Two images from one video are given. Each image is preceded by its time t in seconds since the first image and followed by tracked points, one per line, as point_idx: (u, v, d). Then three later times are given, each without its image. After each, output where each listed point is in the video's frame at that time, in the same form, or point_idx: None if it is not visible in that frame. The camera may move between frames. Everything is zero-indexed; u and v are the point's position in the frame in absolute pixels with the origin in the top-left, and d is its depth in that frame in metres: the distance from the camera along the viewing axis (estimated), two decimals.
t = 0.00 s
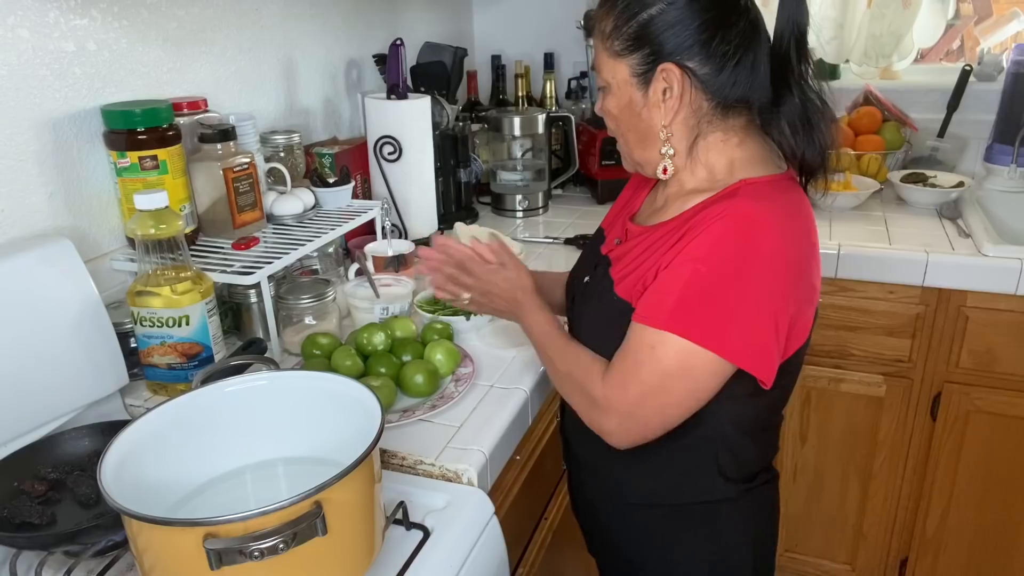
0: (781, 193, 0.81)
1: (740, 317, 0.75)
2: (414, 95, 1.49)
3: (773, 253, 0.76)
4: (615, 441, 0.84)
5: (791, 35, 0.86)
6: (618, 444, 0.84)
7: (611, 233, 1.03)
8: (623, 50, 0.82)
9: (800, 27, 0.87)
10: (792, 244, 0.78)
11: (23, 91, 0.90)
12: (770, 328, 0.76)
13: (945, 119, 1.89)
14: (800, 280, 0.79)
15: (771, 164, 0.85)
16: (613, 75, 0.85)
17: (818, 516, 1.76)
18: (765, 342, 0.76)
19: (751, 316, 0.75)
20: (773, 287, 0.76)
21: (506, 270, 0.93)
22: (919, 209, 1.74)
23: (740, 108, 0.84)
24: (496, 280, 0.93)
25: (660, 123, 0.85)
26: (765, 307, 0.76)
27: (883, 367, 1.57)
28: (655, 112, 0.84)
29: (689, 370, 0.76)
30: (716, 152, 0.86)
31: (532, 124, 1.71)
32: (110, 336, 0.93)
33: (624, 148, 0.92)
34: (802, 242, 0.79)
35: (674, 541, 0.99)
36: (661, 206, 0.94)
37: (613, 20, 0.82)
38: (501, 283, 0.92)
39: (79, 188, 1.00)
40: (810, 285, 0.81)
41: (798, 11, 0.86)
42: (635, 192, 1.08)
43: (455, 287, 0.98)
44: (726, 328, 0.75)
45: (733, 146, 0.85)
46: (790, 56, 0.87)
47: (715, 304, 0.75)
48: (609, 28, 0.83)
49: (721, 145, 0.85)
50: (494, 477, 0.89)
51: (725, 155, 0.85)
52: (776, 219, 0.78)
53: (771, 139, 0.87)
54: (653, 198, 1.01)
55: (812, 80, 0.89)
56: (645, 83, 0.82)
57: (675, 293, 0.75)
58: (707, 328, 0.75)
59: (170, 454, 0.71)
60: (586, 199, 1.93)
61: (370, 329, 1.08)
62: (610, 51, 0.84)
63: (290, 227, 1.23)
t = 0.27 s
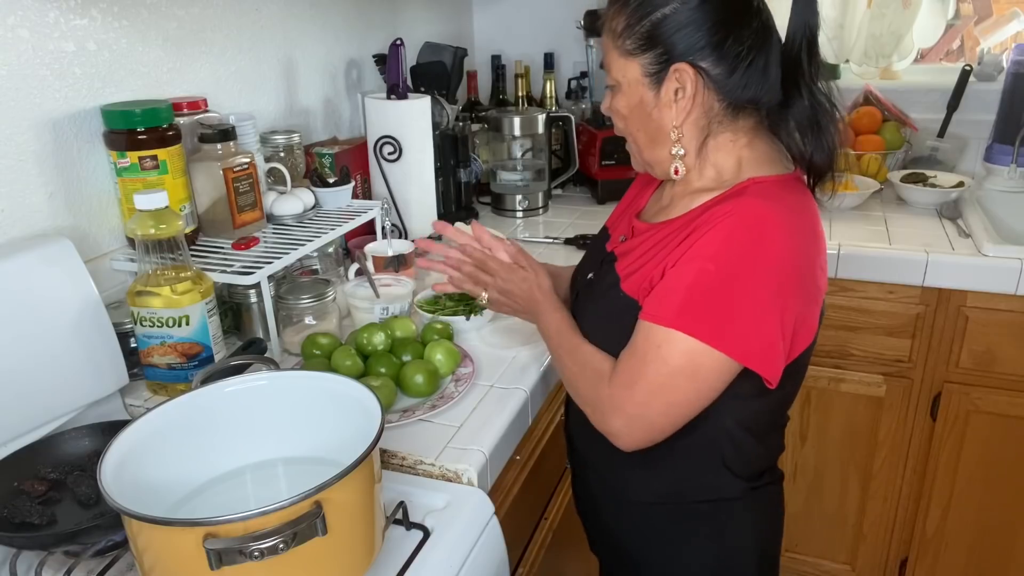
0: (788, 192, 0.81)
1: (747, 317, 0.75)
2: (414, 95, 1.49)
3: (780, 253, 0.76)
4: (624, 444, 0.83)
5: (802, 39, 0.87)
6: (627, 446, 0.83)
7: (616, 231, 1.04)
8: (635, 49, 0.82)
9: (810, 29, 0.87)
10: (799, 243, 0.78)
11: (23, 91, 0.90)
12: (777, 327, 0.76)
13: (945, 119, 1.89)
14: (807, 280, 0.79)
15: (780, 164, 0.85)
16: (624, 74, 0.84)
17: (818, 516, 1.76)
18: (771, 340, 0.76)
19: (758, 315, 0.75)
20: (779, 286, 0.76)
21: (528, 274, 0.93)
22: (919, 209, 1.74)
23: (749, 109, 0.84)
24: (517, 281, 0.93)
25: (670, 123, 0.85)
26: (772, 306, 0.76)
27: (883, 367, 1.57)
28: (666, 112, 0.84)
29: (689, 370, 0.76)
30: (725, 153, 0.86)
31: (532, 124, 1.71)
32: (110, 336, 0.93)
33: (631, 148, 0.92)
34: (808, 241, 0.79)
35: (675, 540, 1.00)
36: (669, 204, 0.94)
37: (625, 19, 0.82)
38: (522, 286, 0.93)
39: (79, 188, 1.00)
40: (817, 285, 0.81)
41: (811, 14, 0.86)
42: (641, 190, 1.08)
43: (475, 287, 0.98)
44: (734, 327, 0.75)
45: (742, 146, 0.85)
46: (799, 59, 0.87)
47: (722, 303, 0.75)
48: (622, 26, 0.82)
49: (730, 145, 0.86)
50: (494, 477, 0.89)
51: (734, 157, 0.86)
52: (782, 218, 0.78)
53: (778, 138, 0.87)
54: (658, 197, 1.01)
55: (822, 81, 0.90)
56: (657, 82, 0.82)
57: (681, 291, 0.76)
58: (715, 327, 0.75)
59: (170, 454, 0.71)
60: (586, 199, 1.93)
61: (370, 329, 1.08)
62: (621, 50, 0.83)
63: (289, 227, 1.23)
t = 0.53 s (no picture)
0: (801, 194, 0.82)
1: (762, 317, 0.75)
2: (415, 95, 1.49)
3: (794, 254, 0.76)
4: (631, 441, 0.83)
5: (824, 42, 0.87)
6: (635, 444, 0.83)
7: (621, 230, 1.04)
8: (670, 37, 0.78)
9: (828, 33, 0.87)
10: (813, 244, 0.78)
11: (23, 91, 0.90)
12: (790, 329, 0.76)
13: (946, 119, 1.89)
14: (819, 283, 0.79)
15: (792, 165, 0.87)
16: (654, 65, 0.80)
17: (818, 516, 1.76)
18: (785, 340, 0.76)
19: (772, 316, 0.75)
20: (793, 286, 0.76)
21: (507, 261, 0.90)
22: (919, 209, 1.74)
23: (769, 107, 0.85)
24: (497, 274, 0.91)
25: (703, 115, 0.82)
26: (785, 308, 0.76)
27: (883, 367, 1.57)
28: (700, 103, 0.81)
29: (688, 367, 0.76)
30: (744, 150, 0.86)
31: (532, 124, 1.71)
32: (110, 336, 0.93)
33: (636, 150, 0.91)
34: (821, 243, 0.79)
35: (676, 539, 1.00)
36: (677, 204, 0.94)
37: (659, 6, 0.78)
38: (505, 277, 0.90)
39: (79, 188, 1.00)
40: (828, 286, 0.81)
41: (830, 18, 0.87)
42: (645, 188, 1.09)
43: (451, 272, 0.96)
44: (748, 327, 0.75)
45: (757, 145, 0.87)
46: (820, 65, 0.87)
47: (737, 303, 0.75)
48: (656, 13, 0.79)
49: (747, 144, 0.86)
50: (494, 477, 0.89)
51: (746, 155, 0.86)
52: (797, 219, 0.78)
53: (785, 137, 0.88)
54: (663, 196, 1.01)
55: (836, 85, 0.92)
56: (695, 73, 0.79)
57: (697, 289, 0.75)
58: (730, 326, 0.75)
59: (170, 454, 0.71)
60: (586, 199, 1.93)
61: (370, 329, 1.08)
62: (653, 38, 0.79)
63: (289, 227, 1.23)
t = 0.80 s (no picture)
0: (817, 190, 0.82)
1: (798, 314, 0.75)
2: (415, 95, 1.49)
3: (824, 250, 0.77)
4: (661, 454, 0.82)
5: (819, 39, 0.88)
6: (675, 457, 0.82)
7: (625, 232, 1.04)
8: (680, 39, 0.78)
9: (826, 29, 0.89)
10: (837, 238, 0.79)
11: (23, 91, 0.90)
12: (824, 325, 0.77)
13: (946, 118, 1.89)
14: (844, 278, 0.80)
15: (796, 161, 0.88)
16: (664, 67, 0.80)
17: (818, 516, 1.76)
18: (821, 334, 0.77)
19: (807, 313, 0.76)
20: (823, 282, 0.77)
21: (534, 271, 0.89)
22: (919, 209, 1.74)
23: (775, 106, 0.85)
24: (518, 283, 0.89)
25: (714, 116, 0.82)
26: (818, 304, 0.76)
27: (883, 368, 1.58)
28: (710, 105, 0.81)
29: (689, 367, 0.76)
30: (753, 150, 0.87)
31: (532, 124, 1.71)
32: (110, 336, 0.93)
33: (642, 153, 0.90)
34: (842, 236, 0.80)
35: (676, 540, 1.00)
36: (685, 205, 0.94)
37: (667, 9, 0.78)
38: (525, 283, 0.89)
39: (79, 188, 1.00)
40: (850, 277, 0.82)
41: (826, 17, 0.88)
42: (644, 188, 1.09)
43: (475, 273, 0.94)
44: (786, 326, 0.75)
45: (764, 144, 0.87)
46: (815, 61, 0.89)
47: (774, 303, 0.75)
48: (663, 16, 0.78)
49: (755, 143, 0.87)
50: (494, 478, 0.89)
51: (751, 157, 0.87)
52: (820, 215, 0.79)
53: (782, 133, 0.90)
54: (665, 198, 1.01)
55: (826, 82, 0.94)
56: (706, 74, 0.79)
57: (732, 294, 0.76)
58: (768, 326, 0.75)
59: (171, 454, 0.71)
60: (586, 199, 1.93)
61: (370, 329, 1.08)
62: (662, 41, 0.79)
63: (289, 226, 1.23)
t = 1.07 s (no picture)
0: (815, 188, 0.83)
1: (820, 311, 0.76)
2: (415, 95, 1.49)
3: (832, 245, 0.78)
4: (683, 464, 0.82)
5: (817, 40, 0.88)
6: (721, 477, 0.81)
7: (625, 233, 1.04)
8: (666, 42, 0.78)
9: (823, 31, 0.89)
10: (842, 235, 0.80)
11: (23, 91, 0.90)
12: (839, 316, 0.78)
13: (945, 119, 1.89)
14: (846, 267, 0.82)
15: (794, 163, 0.87)
16: (651, 69, 0.80)
17: (818, 515, 1.76)
18: (839, 332, 0.78)
19: (829, 308, 0.77)
20: (836, 281, 0.78)
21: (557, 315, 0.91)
22: (919, 209, 1.74)
23: (768, 108, 0.85)
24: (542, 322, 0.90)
25: (701, 119, 0.82)
26: (834, 297, 0.77)
27: (883, 367, 1.58)
28: (698, 107, 0.81)
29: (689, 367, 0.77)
30: (745, 152, 0.87)
31: (532, 124, 1.71)
32: (110, 336, 0.93)
33: (636, 153, 0.90)
34: (843, 231, 0.81)
35: (676, 541, 1.00)
36: (683, 206, 0.94)
37: (655, 12, 0.79)
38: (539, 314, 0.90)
39: (79, 188, 1.00)
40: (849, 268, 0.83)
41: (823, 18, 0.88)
42: (643, 189, 1.10)
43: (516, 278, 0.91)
44: (813, 325, 0.76)
45: (757, 146, 0.87)
46: (813, 62, 0.89)
47: (803, 308, 0.75)
48: (651, 18, 0.79)
49: (747, 145, 0.87)
50: (493, 478, 0.89)
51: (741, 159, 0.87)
52: (825, 215, 0.79)
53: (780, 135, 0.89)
54: (663, 199, 1.01)
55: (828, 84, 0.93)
56: (692, 77, 0.79)
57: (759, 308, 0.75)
58: (801, 328, 0.75)
59: (171, 454, 0.71)
60: (586, 199, 1.93)
61: (370, 329, 1.08)
62: (649, 43, 0.79)
63: (290, 227, 1.23)
